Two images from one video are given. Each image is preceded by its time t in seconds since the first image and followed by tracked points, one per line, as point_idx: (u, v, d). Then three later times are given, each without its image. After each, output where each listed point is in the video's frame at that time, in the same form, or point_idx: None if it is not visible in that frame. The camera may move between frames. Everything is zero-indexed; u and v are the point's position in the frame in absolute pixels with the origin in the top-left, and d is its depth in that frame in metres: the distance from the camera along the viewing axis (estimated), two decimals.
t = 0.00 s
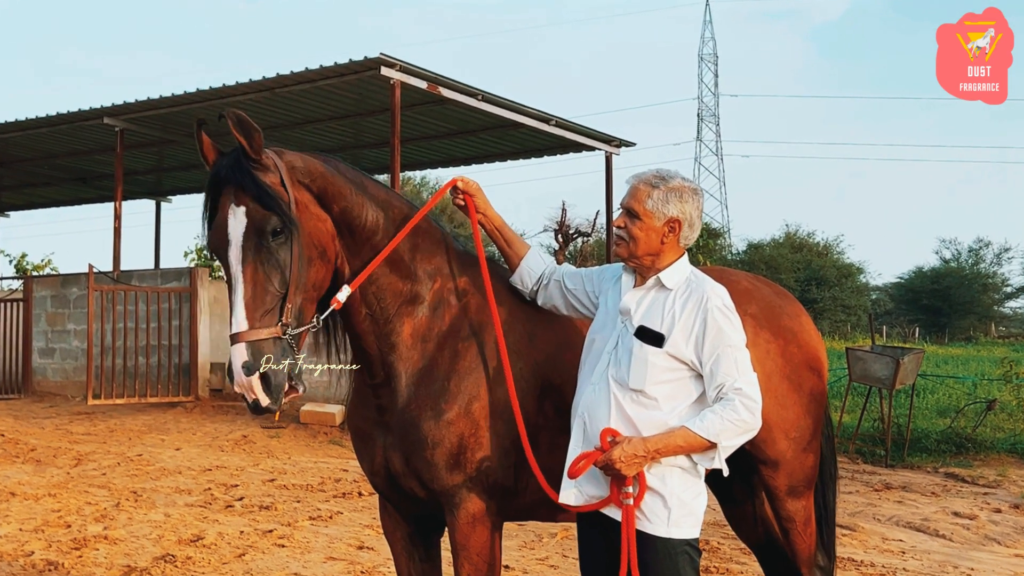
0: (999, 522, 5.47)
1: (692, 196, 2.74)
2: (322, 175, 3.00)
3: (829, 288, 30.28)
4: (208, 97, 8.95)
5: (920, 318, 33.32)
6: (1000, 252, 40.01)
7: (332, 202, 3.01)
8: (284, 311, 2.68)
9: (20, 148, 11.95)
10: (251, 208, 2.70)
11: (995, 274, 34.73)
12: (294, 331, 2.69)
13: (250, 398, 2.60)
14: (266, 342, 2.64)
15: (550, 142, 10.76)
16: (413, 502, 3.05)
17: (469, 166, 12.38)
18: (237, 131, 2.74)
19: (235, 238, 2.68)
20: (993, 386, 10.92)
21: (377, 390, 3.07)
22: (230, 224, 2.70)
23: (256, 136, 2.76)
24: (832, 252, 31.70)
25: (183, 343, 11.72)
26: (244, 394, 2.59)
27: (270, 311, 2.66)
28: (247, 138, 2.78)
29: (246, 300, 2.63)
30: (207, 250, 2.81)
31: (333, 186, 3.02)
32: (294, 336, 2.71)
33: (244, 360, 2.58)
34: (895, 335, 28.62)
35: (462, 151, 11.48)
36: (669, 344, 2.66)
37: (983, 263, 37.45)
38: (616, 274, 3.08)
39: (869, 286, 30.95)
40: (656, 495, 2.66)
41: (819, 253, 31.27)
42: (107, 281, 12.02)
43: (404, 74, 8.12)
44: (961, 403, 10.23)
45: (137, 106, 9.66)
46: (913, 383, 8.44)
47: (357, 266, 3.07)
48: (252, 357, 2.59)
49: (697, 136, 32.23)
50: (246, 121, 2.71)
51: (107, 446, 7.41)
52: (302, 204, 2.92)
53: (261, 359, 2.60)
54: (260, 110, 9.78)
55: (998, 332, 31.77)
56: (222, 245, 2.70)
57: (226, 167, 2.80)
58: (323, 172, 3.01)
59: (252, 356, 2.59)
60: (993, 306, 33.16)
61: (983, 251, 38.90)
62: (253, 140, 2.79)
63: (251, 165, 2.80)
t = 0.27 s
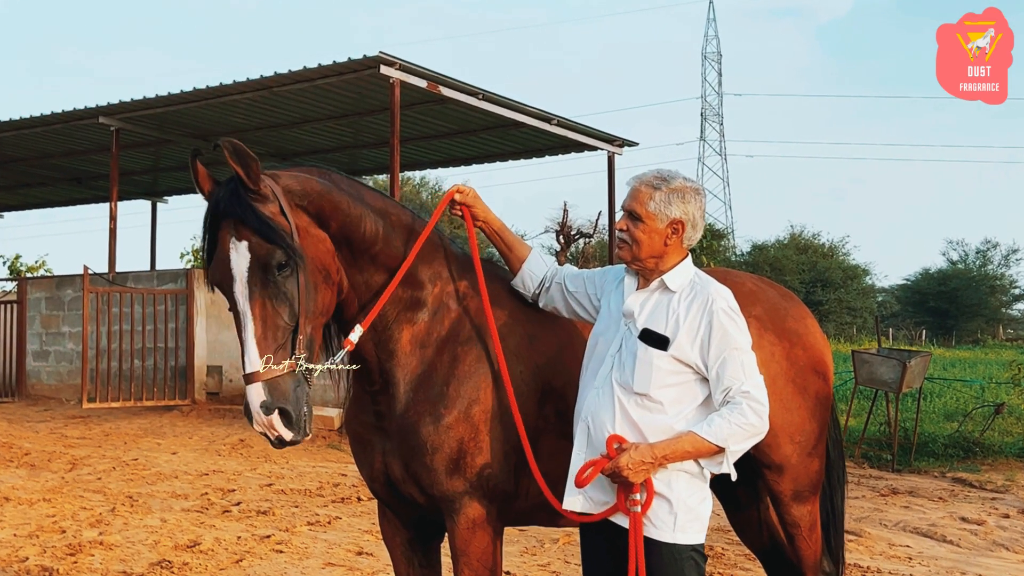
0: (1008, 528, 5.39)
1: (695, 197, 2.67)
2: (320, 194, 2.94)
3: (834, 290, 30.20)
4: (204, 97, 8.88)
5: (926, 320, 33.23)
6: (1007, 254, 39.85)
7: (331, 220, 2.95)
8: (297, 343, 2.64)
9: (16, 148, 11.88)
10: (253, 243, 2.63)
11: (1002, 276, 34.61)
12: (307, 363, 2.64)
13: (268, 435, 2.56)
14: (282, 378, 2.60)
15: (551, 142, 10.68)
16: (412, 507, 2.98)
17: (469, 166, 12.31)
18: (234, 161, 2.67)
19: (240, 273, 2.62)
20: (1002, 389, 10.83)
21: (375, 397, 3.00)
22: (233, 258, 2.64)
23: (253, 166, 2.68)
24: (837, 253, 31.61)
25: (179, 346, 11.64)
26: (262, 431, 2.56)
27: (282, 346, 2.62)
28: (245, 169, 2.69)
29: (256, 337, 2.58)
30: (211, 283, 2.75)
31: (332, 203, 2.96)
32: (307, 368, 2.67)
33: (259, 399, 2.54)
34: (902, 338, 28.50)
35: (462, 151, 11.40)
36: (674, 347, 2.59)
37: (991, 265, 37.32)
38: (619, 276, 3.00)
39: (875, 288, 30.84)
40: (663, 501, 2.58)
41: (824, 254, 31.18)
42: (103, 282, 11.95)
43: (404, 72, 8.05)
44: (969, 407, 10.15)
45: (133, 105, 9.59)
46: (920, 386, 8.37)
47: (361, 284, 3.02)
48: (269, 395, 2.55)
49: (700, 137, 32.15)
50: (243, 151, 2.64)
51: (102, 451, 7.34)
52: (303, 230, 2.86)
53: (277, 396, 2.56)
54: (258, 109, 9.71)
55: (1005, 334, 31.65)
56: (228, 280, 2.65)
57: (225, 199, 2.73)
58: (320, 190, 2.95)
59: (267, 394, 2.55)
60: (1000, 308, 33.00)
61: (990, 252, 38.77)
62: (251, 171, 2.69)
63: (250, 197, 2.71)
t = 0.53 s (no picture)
0: (1015, 532, 5.34)
1: (698, 196, 2.61)
2: (319, 211, 2.88)
3: (838, 291, 30.15)
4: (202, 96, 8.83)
5: (932, 322, 33.17)
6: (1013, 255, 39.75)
7: (329, 236, 2.90)
8: (291, 372, 2.60)
9: (12, 148, 11.82)
10: (250, 270, 2.57)
11: (1007, 277, 34.52)
12: (301, 393, 2.61)
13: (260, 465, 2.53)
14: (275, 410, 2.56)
15: (552, 141, 10.63)
16: (413, 510, 2.94)
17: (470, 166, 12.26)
18: (231, 185, 2.59)
19: (235, 299, 2.56)
20: (1008, 391, 10.78)
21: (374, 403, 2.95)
22: (228, 284, 2.57)
23: (250, 190, 2.61)
24: (842, 254, 31.55)
25: (176, 348, 11.58)
26: (254, 460, 2.53)
27: (276, 375, 2.57)
28: (242, 194, 2.62)
29: (251, 367, 2.53)
30: (205, 305, 2.69)
31: (331, 219, 2.90)
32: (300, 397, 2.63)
33: (253, 429, 2.51)
34: (908, 340, 28.44)
35: (462, 151, 11.35)
36: (677, 349, 2.54)
37: (998, 266, 37.24)
38: (621, 277, 2.95)
39: (881, 290, 30.77)
40: (666, 504, 2.53)
41: (829, 255, 31.14)
42: (99, 283, 11.89)
43: (403, 71, 8.00)
44: (975, 410, 10.11)
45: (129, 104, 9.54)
46: (925, 389, 8.32)
47: (360, 302, 2.98)
48: (263, 426, 2.52)
49: (703, 137, 32.09)
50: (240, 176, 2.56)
51: (99, 453, 7.28)
52: (300, 252, 2.80)
53: (270, 427, 2.52)
54: (255, 108, 9.66)
55: (1011, 335, 31.56)
56: (222, 306, 2.59)
57: (222, 223, 2.66)
58: (318, 207, 2.89)
59: (261, 425, 2.52)
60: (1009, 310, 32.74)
61: (997, 254, 38.68)
62: (248, 196, 2.62)
63: (247, 222, 2.64)
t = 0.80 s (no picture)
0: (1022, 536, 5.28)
1: (701, 196, 2.55)
2: (315, 231, 2.83)
3: (843, 292, 30.10)
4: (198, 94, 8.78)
5: (938, 324, 33.10)
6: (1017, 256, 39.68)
7: (325, 255, 2.85)
8: (289, 402, 2.55)
9: (8, 147, 11.76)
10: (248, 299, 2.51)
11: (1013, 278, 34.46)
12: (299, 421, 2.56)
13: (258, 496, 2.47)
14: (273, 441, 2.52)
15: (554, 141, 10.57)
16: (413, 515, 2.88)
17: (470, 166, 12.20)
18: (229, 212, 2.54)
19: (233, 328, 2.50)
20: (1015, 393, 10.72)
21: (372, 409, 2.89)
22: (225, 313, 2.51)
23: (248, 218, 2.56)
24: (847, 254, 31.49)
25: (173, 349, 11.51)
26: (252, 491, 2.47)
27: (275, 405, 2.52)
28: (240, 222, 2.57)
29: (249, 397, 2.48)
30: (201, 332, 2.63)
31: (328, 238, 2.85)
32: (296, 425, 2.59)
33: (251, 459, 2.46)
34: (914, 342, 28.36)
35: (463, 150, 11.29)
36: (680, 351, 2.48)
37: (1006, 266, 37.15)
38: (623, 279, 2.89)
39: (886, 291, 30.70)
40: (669, 507, 2.47)
41: (834, 256, 31.09)
42: (95, 284, 11.83)
43: (403, 70, 7.94)
44: (982, 413, 10.06)
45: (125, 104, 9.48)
46: (931, 391, 8.26)
47: (358, 322, 2.93)
48: (261, 457, 2.47)
49: (706, 137, 32.03)
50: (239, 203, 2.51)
51: (94, 456, 7.23)
52: (297, 278, 2.75)
53: (269, 459, 2.47)
54: (253, 107, 9.60)
55: (1017, 337, 31.48)
56: (219, 334, 2.53)
57: (218, 250, 2.61)
58: (314, 228, 2.84)
59: (259, 455, 2.47)
60: (1016, 311, 32.62)
61: (1004, 255, 38.60)
62: (245, 224, 2.57)
63: (244, 250, 2.59)
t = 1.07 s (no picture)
0: None
1: (704, 194, 2.49)
2: (311, 253, 2.75)
3: (848, 294, 30.03)
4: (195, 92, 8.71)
5: (946, 325, 33.02)
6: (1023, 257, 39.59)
7: (322, 276, 2.77)
8: (291, 433, 2.49)
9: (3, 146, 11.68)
10: (246, 333, 2.44)
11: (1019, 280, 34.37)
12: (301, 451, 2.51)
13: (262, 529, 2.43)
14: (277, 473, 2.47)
15: (556, 140, 10.49)
16: (413, 520, 2.82)
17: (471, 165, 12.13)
18: (223, 246, 2.47)
19: (231, 362, 2.44)
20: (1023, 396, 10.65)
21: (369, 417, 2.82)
22: (223, 347, 2.45)
23: (243, 251, 2.49)
24: (853, 255, 31.41)
25: (169, 351, 11.44)
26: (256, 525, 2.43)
27: (277, 438, 2.47)
28: (235, 255, 2.49)
29: (250, 432, 2.43)
30: (199, 364, 2.58)
31: (324, 259, 2.77)
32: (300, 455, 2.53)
33: (253, 494, 2.41)
34: (920, 345, 28.28)
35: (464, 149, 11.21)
36: (685, 352, 2.41)
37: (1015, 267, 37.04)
38: (625, 278, 2.82)
39: (893, 292, 30.60)
40: (672, 511, 2.40)
41: (840, 257, 31.01)
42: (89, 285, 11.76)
43: (403, 67, 7.86)
44: (990, 416, 10.01)
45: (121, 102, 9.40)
46: (938, 394, 8.20)
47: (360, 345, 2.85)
48: (263, 491, 2.42)
49: (710, 137, 31.93)
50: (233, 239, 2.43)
51: (89, 460, 7.16)
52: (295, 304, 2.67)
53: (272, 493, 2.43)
54: (250, 106, 9.53)
55: None
56: (218, 369, 2.47)
57: (214, 282, 2.53)
58: (310, 251, 2.75)
59: (261, 490, 2.41)
60: None
61: (1013, 256, 38.49)
62: (241, 256, 2.50)
63: (240, 283, 2.52)
